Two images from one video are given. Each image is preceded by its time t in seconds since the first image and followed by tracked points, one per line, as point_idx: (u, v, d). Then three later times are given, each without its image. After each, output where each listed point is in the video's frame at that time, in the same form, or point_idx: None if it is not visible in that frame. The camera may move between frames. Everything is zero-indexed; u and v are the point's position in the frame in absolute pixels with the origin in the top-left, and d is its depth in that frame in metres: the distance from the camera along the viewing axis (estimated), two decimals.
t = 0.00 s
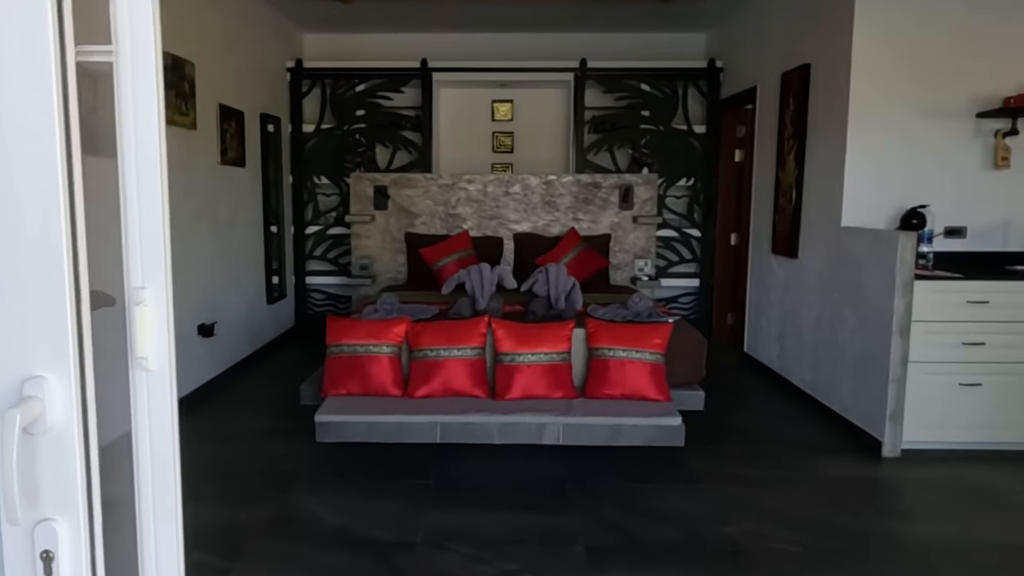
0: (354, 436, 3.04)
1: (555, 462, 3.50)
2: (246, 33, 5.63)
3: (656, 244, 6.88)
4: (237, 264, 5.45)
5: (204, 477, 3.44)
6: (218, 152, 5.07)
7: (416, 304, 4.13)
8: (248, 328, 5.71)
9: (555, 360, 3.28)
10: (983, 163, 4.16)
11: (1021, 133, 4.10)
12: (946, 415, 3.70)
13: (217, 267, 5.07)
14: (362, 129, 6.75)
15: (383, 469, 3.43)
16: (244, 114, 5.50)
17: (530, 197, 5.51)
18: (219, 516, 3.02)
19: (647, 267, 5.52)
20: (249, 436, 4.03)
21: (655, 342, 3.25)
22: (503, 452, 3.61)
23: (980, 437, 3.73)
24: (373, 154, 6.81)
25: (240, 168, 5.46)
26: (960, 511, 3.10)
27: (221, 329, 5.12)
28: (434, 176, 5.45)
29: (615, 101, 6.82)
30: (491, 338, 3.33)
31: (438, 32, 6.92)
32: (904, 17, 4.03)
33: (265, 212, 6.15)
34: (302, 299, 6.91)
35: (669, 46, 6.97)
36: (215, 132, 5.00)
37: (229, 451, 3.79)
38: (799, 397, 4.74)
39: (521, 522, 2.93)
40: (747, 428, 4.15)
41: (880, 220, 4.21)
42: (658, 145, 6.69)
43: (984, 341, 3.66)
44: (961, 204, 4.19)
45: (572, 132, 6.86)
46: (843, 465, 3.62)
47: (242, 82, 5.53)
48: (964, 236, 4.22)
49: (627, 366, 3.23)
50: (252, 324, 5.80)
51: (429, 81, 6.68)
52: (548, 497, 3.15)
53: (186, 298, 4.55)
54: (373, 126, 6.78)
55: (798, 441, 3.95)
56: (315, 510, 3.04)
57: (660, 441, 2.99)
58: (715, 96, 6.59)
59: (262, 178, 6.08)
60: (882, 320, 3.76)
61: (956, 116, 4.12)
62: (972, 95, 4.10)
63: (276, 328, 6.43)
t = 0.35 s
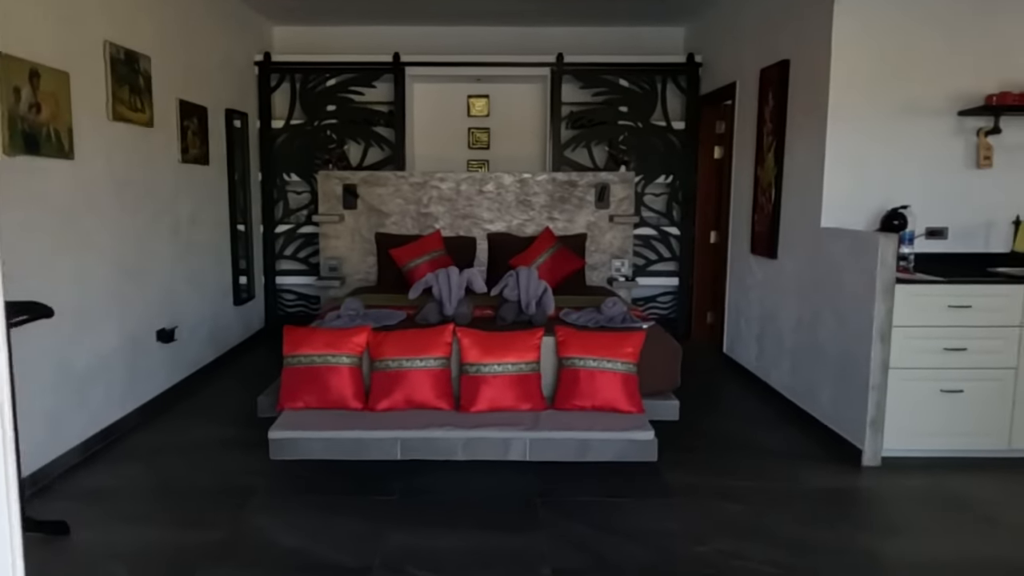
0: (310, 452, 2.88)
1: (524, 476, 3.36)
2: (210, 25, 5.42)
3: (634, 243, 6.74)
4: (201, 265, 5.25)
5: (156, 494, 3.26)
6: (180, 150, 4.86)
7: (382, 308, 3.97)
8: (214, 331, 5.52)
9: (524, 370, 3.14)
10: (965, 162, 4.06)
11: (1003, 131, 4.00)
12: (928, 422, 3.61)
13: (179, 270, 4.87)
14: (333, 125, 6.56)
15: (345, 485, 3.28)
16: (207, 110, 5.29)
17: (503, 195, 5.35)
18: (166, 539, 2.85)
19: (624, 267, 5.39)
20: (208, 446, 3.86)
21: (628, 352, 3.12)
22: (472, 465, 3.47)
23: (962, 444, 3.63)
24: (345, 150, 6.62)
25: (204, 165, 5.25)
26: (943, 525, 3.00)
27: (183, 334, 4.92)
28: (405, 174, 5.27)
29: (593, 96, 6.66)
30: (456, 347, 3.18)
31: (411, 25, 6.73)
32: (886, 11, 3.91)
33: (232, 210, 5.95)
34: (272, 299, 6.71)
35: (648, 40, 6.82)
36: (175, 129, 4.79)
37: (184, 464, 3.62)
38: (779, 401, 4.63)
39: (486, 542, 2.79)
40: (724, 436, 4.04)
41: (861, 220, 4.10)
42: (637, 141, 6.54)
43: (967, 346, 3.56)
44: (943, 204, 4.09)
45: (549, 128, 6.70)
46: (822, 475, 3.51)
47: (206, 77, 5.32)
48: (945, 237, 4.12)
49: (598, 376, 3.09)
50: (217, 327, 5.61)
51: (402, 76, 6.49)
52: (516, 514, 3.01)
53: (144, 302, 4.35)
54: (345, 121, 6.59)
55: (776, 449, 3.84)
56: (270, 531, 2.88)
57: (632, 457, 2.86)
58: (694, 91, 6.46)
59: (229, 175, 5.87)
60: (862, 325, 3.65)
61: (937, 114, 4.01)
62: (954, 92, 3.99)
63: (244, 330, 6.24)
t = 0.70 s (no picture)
0: (268, 466, 2.76)
1: (495, 487, 3.25)
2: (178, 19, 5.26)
3: (615, 242, 6.64)
4: (169, 267, 5.11)
5: (111, 509, 3.13)
6: (144, 148, 4.71)
7: (351, 313, 3.85)
8: (183, 334, 5.37)
9: (493, 378, 3.03)
10: (947, 162, 3.98)
11: (984, 130, 3.93)
12: (907, 429, 3.54)
13: (145, 272, 4.72)
14: (308, 122, 6.41)
15: (309, 498, 3.16)
16: (174, 106, 5.14)
17: (479, 195, 5.24)
18: (116, 558, 2.72)
19: (603, 268, 5.29)
20: (171, 455, 3.72)
21: (600, 359, 3.02)
22: (442, 476, 3.35)
23: (942, 451, 3.56)
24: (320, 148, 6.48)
25: (172, 164, 5.10)
26: (924, 536, 2.92)
27: (149, 337, 4.78)
28: (378, 172, 5.14)
29: (573, 93, 6.55)
30: (423, 355, 3.07)
31: (387, 20, 6.59)
32: (866, 7, 3.82)
33: (203, 208, 5.79)
34: (246, 300, 6.56)
35: (629, 36, 6.72)
36: (139, 126, 4.64)
37: (144, 476, 3.48)
38: (759, 405, 4.55)
39: (452, 559, 2.68)
40: (702, 442, 3.95)
41: (841, 222, 4.02)
42: (617, 139, 6.44)
43: (947, 351, 3.49)
44: (925, 205, 4.02)
45: (528, 125, 6.58)
46: (800, 484, 3.43)
47: (173, 72, 5.16)
48: (927, 238, 4.05)
49: (569, 385, 2.99)
50: (187, 330, 5.46)
51: (378, 72, 6.36)
52: (485, 529, 2.90)
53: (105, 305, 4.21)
54: (319, 118, 6.44)
55: (754, 456, 3.76)
56: (226, 549, 2.76)
57: (603, 469, 2.77)
58: (675, 88, 6.37)
59: (199, 174, 5.71)
60: (842, 328, 3.57)
61: (918, 112, 3.93)
62: (935, 90, 3.91)
63: (217, 332, 6.09)
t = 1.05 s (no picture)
0: (228, 493, 2.65)
1: (469, 510, 3.14)
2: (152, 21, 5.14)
3: (601, 248, 6.54)
4: (143, 276, 4.98)
5: (69, 534, 3.01)
6: (114, 155, 4.58)
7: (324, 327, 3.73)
8: (159, 344, 5.25)
9: (464, 399, 2.93)
10: (934, 171, 3.89)
11: (972, 138, 3.84)
12: (893, 446, 3.45)
13: (115, 281, 4.60)
14: (288, 126, 6.29)
15: (275, 522, 3.05)
16: (147, 111, 5.01)
17: (461, 202, 5.13)
18: None
19: (587, 276, 5.19)
20: (136, 474, 3.60)
21: (575, 379, 2.92)
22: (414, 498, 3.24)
23: (929, 469, 3.48)
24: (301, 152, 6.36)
25: (145, 170, 4.98)
26: (909, 562, 2.82)
27: (121, 349, 4.65)
28: (357, 179, 5.03)
29: (558, 97, 6.45)
30: (392, 375, 2.97)
31: (369, 21, 6.47)
32: (852, 12, 3.73)
33: (179, 214, 5.67)
34: (226, 307, 6.44)
35: (615, 39, 6.61)
36: (108, 133, 4.51)
37: (108, 497, 3.37)
38: (745, 418, 4.45)
39: None
40: (685, 458, 3.85)
41: (826, 232, 3.92)
42: (603, 144, 6.34)
43: (933, 367, 3.40)
44: (912, 215, 3.93)
45: (513, 129, 6.47)
46: (784, 504, 3.34)
47: (146, 75, 5.03)
48: (914, 249, 3.96)
49: (543, 406, 2.89)
50: (163, 339, 5.34)
51: (359, 75, 6.23)
52: (455, 556, 2.79)
53: (71, 318, 4.08)
54: (300, 122, 6.32)
55: (738, 473, 3.67)
56: None
57: (576, 495, 2.67)
58: (661, 92, 6.27)
59: (175, 179, 5.58)
60: (826, 344, 3.48)
61: (906, 120, 3.84)
62: (922, 97, 3.82)
63: (195, 341, 5.97)
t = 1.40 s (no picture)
0: (194, 526, 2.55)
1: (448, 538, 3.03)
2: (132, 26, 5.02)
3: (592, 256, 6.43)
4: (122, 287, 4.87)
5: (32, 564, 2.90)
6: (91, 163, 4.46)
7: (301, 344, 3.62)
8: (139, 356, 5.14)
9: (442, 426, 2.82)
10: (930, 183, 3.79)
11: (969, 150, 3.74)
12: (887, 470, 3.35)
13: (92, 294, 4.48)
14: (274, 132, 6.18)
15: (247, 551, 2.94)
16: (126, 118, 4.89)
17: (447, 212, 5.02)
18: None
19: (576, 287, 5.08)
20: (108, 497, 3.49)
21: (557, 405, 2.81)
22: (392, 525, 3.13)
23: (924, 492, 3.37)
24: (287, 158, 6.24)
25: (123, 179, 4.86)
26: None
27: (98, 363, 4.54)
28: (341, 188, 4.92)
29: (549, 102, 6.34)
30: (367, 399, 2.86)
31: (356, 25, 6.35)
32: (846, 21, 3.62)
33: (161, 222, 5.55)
34: (211, 316, 6.32)
35: (607, 43, 6.50)
36: (84, 141, 4.40)
37: (76, 522, 3.25)
38: (736, 435, 4.35)
39: None
40: (674, 479, 3.75)
41: (819, 247, 3.82)
42: (594, 150, 6.24)
43: (928, 389, 3.30)
44: (908, 229, 3.82)
45: (503, 135, 6.36)
46: (774, 530, 3.23)
47: (125, 81, 4.91)
48: (909, 264, 3.85)
49: (523, 432, 2.78)
50: (144, 351, 5.22)
51: (346, 80, 6.11)
52: None
53: (43, 334, 3.96)
54: (286, 128, 6.20)
55: (727, 495, 3.56)
56: None
57: (556, 528, 2.56)
58: (654, 98, 6.16)
59: (157, 187, 5.46)
60: (818, 363, 3.37)
61: (901, 132, 3.73)
62: (918, 108, 3.71)
63: (178, 351, 5.85)
